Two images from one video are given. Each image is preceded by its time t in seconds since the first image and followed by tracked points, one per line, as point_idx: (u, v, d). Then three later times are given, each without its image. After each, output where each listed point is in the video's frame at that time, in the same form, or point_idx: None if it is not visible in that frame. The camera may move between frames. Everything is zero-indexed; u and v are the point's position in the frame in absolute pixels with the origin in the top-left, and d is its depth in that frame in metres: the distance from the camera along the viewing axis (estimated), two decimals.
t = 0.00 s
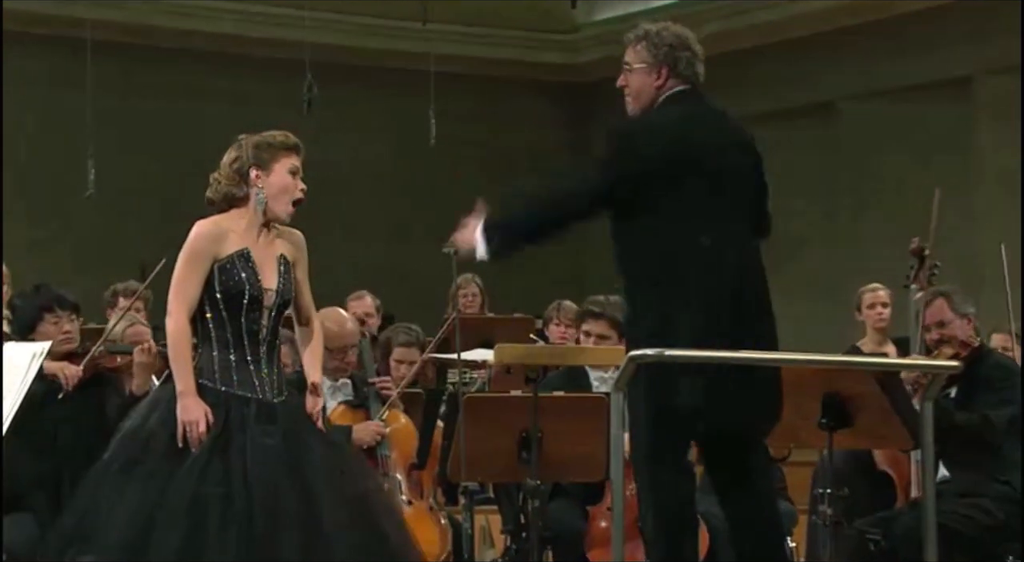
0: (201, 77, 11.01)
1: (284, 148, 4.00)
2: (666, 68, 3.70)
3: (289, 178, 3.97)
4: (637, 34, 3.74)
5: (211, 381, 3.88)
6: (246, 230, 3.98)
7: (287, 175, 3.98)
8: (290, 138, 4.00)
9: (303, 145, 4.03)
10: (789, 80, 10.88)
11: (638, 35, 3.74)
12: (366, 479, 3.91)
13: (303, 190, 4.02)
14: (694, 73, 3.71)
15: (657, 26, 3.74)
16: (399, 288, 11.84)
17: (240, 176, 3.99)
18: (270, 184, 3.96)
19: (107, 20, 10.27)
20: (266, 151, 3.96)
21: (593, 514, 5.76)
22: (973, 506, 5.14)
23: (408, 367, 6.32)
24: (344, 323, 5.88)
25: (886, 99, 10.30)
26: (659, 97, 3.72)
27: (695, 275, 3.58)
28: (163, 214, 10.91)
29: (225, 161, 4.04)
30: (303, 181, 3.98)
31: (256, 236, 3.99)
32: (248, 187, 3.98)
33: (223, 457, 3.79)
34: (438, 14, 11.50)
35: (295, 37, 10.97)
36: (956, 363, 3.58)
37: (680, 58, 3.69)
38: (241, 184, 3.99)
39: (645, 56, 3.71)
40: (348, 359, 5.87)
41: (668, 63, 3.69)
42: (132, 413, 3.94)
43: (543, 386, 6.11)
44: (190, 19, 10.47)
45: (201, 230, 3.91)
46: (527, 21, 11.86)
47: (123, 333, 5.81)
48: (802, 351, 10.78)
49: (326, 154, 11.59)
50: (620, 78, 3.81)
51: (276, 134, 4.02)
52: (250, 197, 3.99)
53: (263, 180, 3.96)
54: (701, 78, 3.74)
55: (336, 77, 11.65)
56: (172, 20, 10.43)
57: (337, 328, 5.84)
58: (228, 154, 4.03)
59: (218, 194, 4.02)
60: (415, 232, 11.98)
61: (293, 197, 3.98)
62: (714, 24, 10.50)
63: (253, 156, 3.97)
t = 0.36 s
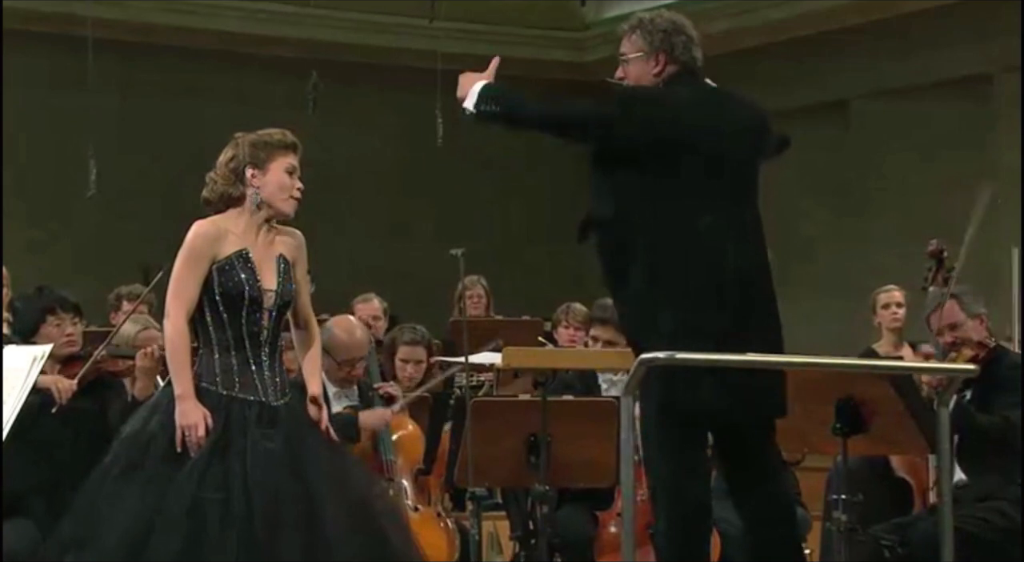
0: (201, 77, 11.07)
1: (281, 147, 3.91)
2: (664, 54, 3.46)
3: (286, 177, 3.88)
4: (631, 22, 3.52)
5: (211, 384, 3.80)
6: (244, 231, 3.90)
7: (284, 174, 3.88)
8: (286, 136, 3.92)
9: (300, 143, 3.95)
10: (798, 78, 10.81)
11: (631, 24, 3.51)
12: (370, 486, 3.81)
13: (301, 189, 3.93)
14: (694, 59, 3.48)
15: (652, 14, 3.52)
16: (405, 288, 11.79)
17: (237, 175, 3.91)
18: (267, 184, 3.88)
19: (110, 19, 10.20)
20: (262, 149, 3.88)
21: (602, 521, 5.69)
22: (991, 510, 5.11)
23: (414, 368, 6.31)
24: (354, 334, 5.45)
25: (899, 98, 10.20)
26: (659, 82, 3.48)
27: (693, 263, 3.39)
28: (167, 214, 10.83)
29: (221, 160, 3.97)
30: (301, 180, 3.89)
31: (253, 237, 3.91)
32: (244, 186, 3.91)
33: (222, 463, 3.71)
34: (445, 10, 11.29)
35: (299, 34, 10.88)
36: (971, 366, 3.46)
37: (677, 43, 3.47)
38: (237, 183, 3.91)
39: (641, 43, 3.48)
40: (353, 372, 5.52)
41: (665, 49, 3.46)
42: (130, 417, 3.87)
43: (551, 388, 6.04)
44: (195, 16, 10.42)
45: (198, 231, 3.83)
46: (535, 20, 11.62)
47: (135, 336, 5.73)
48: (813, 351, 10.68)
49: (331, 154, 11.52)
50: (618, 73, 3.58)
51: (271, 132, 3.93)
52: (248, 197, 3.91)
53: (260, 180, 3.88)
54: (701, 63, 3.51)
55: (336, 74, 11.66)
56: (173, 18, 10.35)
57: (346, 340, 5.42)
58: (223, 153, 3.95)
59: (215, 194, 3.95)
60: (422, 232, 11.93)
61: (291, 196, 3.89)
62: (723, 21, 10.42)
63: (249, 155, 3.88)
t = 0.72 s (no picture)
0: (201, 75, 10.89)
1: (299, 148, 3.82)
2: (647, 84, 3.69)
3: (305, 177, 3.81)
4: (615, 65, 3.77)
5: (224, 387, 3.71)
6: (260, 232, 3.80)
7: (302, 174, 3.80)
8: (305, 137, 3.84)
9: (317, 143, 3.87)
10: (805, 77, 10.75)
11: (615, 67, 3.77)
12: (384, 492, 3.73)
13: (318, 191, 3.86)
14: (671, 73, 3.68)
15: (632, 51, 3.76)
16: (409, 289, 11.72)
17: (254, 175, 3.80)
18: (286, 183, 3.79)
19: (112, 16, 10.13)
20: (281, 148, 3.79)
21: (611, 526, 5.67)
22: (1006, 516, 5.12)
23: (416, 372, 6.25)
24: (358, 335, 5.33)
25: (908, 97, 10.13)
26: (653, 109, 3.69)
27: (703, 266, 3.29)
28: (169, 214, 10.77)
29: (237, 159, 3.86)
30: (320, 180, 3.82)
31: (270, 238, 3.81)
32: (263, 186, 3.80)
33: (235, 467, 3.62)
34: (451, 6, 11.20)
35: (302, 32, 10.77)
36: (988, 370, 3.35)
37: (648, 67, 3.68)
38: (255, 184, 3.81)
39: (625, 79, 3.72)
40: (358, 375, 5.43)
41: (645, 78, 3.68)
42: (141, 420, 3.78)
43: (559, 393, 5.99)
44: (196, 14, 10.29)
45: (213, 231, 3.73)
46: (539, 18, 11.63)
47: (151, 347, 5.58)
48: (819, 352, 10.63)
49: (336, 154, 11.47)
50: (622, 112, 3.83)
51: (289, 132, 3.84)
52: (265, 198, 3.81)
53: (279, 180, 3.79)
54: (688, 76, 3.70)
55: (340, 74, 11.43)
56: (175, 15, 10.26)
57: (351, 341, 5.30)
58: (239, 153, 3.84)
59: (232, 194, 3.83)
60: (427, 233, 11.86)
61: (310, 197, 3.82)
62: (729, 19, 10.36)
63: (268, 153, 3.79)
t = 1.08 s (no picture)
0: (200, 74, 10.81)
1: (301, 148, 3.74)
2: (653, 76, 3.63)
3: (307, 178, 3.73)
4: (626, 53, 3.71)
5: (223, 391, 3.62)
6: (259, 233, 3.71)
7: (303, 175, 3.72)
8: (307, 137, 3.76)
9: (320, 144, 3.78)
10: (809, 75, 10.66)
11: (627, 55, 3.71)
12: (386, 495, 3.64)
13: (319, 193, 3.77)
14: (678, 65, 3.61)
15: (645, 40, 3.69)
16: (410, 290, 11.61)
17: (255, 174, 3.71)
18: (286, 184, 3.71)
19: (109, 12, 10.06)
20: (283, 148, 3.71)
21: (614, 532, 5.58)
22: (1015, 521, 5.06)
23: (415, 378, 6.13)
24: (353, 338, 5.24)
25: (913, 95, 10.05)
26: (658, 101, 3.64)
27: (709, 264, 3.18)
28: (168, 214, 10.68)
29: (237, 156, 3.77)
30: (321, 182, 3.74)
31: (269, 240, 3.73)
32: (263, 186, 3.72)
33: (236, 473, 3.53)
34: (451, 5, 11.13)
35: (303, 29, 10.70)
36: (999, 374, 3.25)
37: (655, 59, 3.62)
38: (256, 183, 3.72)
39: (632, 70, 3.66)
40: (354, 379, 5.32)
41: (651, 71, 3.62)
42: (138, 425, 3.69)
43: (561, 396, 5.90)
44: (196, 11, 10.23)
45: (211, 233, 3.64)
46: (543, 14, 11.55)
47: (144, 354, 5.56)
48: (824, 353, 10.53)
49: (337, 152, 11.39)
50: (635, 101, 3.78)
51: (291, 132, 3.76)
52: (265, 197, 3.72)
53: (279, 180, 3.71)
54: (697, 68, 3.63)
55: (341, 72, 11.38)
56: (174, 12, 10.20)
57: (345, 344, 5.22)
58: (240, 151, 3.75)
59: (232, 192, 3.73)
60: (428, 233, 11.77)
61: (311, 200, 3.74)
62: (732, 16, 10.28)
63: (269, 153, 3.71)
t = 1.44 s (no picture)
0: (201, 73, 10.74)
1: (285, 151, 3.61)
2: (673, 65, 3.37)
3: (286, 183, 3.60)
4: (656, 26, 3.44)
5: (206, 398, 3.53)
6: (235, 237, 3.62)
7: (283, 180, 3.59)
8: (291, 140, 3.61)
9: (305, 147, 3.65)
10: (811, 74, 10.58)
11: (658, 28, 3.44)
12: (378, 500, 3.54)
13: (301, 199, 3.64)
14: (700, 61, 3.34)
15: (679, 17, 3.41)
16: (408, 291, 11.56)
17: (233, 175, 3.61)
18: (264, 190, 3.59)
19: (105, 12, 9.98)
20: (263, 152, 3.57)
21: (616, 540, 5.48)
22: None
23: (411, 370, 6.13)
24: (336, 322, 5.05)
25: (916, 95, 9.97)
26: (673, 92, 3.40)
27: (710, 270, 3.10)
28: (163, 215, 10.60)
29: (220, 154, 3.66)
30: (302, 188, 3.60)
31: (248, 244, 3.64)
32: (241, 189, 3.62)
33: (220, 482, 3.44)
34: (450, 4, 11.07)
35: (302, 28, 10.62)
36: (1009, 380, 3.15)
37: (678, 49, 3.35)
38: (234, 184, 3.62)
39: (654, 52, 3.41)
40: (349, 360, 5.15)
41: (674, 59, 3.36)
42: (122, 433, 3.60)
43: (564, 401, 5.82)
44: (193, 10, 10.16)
45: (186, 239, 3.56)
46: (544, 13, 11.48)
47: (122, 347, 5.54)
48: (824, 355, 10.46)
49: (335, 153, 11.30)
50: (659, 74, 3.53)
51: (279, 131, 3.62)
52: (243, 200, 3.63)
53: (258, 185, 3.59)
54: (724, 69, 3.36)
55: (339, 72, 11.30)
56: (172, 11, 10.12)
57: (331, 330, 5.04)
58: (223, 148, 3.64)
59: (209, 192, 3.63)
60: (426, 233, 11.69)
61: (290, 206, 3.61)
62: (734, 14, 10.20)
63: (248, 157, 3.58)
